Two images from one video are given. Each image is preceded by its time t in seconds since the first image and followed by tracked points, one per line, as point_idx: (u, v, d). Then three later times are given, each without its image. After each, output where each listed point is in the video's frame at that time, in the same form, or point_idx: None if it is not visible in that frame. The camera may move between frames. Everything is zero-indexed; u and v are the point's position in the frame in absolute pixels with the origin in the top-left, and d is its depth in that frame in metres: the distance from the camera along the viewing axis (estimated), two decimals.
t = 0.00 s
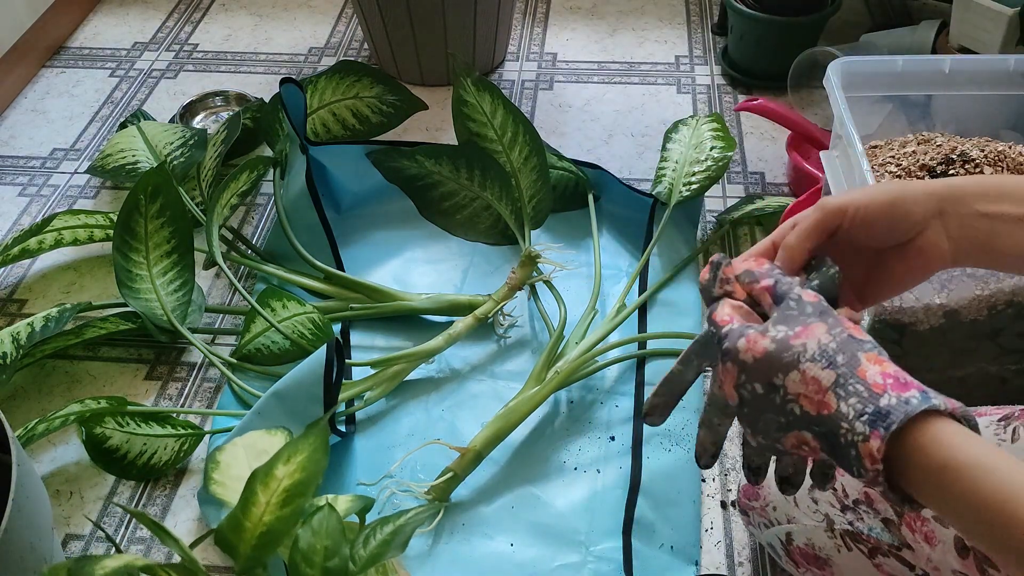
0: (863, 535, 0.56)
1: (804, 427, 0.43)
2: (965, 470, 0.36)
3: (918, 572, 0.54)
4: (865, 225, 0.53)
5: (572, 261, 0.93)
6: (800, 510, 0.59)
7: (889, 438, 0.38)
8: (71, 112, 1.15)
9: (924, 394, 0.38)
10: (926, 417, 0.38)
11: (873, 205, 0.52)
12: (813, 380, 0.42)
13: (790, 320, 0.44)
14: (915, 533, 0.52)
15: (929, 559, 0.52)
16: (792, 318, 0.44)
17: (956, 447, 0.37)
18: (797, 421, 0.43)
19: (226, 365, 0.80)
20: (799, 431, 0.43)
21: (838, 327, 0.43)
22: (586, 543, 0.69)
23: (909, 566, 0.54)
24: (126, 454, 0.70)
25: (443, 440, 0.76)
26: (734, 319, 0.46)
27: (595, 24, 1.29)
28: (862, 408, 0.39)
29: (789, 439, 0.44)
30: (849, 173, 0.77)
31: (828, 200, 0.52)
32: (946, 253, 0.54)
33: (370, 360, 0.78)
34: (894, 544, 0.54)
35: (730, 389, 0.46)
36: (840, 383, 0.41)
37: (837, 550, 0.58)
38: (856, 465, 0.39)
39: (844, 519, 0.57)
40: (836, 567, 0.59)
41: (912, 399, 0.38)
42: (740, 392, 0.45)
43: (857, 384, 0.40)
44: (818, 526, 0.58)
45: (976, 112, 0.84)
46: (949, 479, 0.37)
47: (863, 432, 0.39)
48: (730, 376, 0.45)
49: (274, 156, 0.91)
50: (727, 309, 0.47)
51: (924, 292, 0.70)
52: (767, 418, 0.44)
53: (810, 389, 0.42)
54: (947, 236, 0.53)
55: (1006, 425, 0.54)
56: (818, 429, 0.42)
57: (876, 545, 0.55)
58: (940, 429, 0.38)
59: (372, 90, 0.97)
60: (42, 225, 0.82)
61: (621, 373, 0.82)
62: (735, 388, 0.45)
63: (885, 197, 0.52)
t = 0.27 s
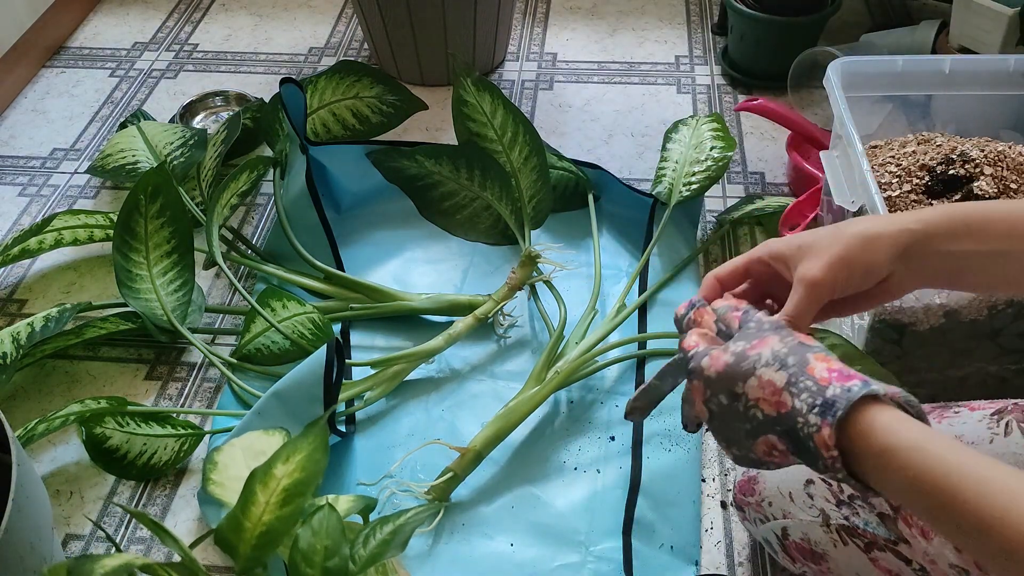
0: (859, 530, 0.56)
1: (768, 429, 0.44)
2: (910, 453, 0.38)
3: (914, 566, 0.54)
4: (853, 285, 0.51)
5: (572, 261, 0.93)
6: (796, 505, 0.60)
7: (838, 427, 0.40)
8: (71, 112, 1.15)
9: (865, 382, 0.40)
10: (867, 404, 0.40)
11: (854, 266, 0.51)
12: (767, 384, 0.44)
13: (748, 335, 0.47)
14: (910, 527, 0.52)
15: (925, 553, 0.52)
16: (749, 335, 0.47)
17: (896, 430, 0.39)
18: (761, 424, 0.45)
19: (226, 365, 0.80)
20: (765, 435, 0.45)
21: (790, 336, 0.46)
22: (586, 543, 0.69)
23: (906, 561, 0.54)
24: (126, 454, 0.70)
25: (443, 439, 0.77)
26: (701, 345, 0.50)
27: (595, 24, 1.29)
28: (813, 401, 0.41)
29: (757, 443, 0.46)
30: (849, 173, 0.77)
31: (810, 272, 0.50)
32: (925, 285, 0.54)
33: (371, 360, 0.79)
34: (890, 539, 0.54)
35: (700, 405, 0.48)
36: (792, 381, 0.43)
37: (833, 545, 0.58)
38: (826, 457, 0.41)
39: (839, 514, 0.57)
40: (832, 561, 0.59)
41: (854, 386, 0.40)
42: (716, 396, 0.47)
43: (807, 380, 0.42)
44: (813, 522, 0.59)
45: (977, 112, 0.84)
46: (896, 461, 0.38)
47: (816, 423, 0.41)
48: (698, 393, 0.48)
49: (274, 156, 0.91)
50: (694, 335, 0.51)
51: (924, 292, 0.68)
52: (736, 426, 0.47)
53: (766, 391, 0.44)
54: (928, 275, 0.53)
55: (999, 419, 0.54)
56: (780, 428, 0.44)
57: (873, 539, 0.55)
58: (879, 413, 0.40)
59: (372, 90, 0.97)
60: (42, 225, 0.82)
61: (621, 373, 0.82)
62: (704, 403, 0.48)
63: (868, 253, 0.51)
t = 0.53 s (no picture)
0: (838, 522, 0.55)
1: (730, 453, 0.46)
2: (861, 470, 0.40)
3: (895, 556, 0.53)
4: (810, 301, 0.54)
5: (572, 261, 0.93)
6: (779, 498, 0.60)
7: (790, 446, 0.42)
8: (71, 112, 1.15)
9: (818, 404, 0.42)
10: (818, 426, 0.42)
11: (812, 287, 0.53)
12: (728, 411, 0.46)
13: (711, 361, 0.49)
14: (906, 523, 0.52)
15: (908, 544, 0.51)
16: (713, 360, 0.49)
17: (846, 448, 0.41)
18: (725, 448, 0.46)
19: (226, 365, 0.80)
20: (728, 459, 0.46)
21: (750, 364, 0.47)
22: (586, 543, 0.69)
23: (886, 552, 0.54)
24: (126, 454, 0.70)
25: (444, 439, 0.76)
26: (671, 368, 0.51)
27: (595, 24, 1.29)
28: (769, 423, 0.43)
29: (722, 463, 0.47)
30: (849, 173, 0.77)
31: (774, 288, 0.52)
32: (883, 296, 0.56)
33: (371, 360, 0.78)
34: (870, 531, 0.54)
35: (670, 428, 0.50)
36: (750, 407, 0.44)
37: (815, 537, 0.58)
38: (780, 478, 0.42)
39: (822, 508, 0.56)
40: (814, 553, 0.60)
41: (806, 409, 0.42)
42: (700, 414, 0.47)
43: (764, 406, 0.44)
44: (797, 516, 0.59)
45: (976, 112, 0.84)
46: (850, 477, 0.40)
47: (770, 445, 0.42)
48: (668, 416, 0.50)
49: (274, 156, 0.91)
50: (665, 360, 0.52)
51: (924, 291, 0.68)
52: (701, 451, 0.48)
53: (728, 416, 0.46)
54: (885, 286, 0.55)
55: (971, 411, 0.54)
56: (740, 452, 0.45)
57: (853, 532, 0.55)
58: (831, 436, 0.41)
59: (372, 90, 0.97)
60: (42, 225, 0.82)
61: (621, 373, 0.82)
62: (673, 426, 0.50)
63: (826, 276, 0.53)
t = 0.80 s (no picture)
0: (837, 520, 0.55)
1: (702, 455, 0.46)
2: (826, 466, 0.40)
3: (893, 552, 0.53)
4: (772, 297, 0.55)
5: (571, 261, 0.93)
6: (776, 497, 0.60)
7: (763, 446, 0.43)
8: (71, 112, 1.15)
9: (787, 404, 0.44)
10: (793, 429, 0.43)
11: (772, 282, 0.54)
12: (700, 413, 0.47)
13: (681, 364, 0.50)
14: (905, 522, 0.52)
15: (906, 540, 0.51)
16: (683, 363, 0.50)
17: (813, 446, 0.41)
18: (696, 450, 0.47)
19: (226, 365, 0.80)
20: (700, 461, 0.47)
21: (719, 365, 0.49)
22: (586, 543, 0.69)
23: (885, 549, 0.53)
24: (126, 455, 0.70)
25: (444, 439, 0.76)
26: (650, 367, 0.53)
27: (595, 24, 1.29)
28: (740, 424, 0.44)
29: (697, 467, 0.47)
30: (849, 173, 0.77)
31: (731, 277, 0.54)
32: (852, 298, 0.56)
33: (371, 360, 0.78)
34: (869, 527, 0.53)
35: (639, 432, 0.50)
36: (722, 408, 0.46)
37: (814, 536, 0.58)
38: (752, 479, 0.43)
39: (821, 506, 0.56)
40: (814, 552, 0.60)
41: (776, 409, 0.43)
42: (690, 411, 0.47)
43: (735, 406, 0.45)
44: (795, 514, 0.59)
45: (976, 112, 0.84)
46: (816, 475, 0.41)
47: (742, 446, 0.44)
48: (637, 419, 0.50)
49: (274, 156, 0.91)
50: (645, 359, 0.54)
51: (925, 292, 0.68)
52: (672, 454, 0.49)
53: (699, 418, 0.46)
54: (856, 288, 0.54)
55: (968, 409, 0.54)
56: (712, 454, 0.46)
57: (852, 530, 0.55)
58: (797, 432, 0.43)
59: (372, 90, 0.97)
60: (42, 225, 0.82)
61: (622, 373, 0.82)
62: (642, 430, 0.50)
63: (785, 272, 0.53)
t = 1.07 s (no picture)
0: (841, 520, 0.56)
1: (700, 429, 0.46)
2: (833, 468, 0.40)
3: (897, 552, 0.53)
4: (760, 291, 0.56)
5: (572, 261, 0.93)
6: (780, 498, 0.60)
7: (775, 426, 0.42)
8: (71, 112, 1.15)
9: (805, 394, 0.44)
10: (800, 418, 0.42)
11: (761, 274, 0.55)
12: (711, 385, 0.47)
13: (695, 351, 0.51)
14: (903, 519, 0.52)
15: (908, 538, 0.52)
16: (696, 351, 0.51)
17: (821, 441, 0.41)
18: (695, 421, 0.47)
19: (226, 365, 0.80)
20: (692, 436, 0.47)
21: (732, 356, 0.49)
22: (586, 543, 0.69)
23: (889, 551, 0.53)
24: (126, 454, 0.70)
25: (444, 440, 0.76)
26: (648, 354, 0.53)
27: (595, 24, 1.29)
28: (754, 399, 0.44)
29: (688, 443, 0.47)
30: (849, 173, 0.77)
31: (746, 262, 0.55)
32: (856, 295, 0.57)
33: (371, 360, 0.78)
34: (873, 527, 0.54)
35: (634, 398, 0.50)
36: (735, 386, 0.46)
37: (817, 536, 0.58)
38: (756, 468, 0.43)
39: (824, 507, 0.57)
40: (817, 552, 0.60)
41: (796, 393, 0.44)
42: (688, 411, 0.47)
43: (750, 387, 0.45)
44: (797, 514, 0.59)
45: (977, 112, 0.84)
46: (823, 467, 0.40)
47: (753, 416, 0.43)
48: (638, 386, 0.50)
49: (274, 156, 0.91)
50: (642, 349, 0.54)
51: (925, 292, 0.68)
52: (663, 426, 0.49)
53: (709, 390, 0.46)
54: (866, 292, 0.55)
55: (975, 410, 0.54)
56: (711, 427, 0.46)
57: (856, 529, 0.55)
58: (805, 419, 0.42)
59: (372, 90, 0.97)
60: (42, 225, 0.82)
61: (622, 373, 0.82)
62: (639, 395, 0.50)
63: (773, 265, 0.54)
